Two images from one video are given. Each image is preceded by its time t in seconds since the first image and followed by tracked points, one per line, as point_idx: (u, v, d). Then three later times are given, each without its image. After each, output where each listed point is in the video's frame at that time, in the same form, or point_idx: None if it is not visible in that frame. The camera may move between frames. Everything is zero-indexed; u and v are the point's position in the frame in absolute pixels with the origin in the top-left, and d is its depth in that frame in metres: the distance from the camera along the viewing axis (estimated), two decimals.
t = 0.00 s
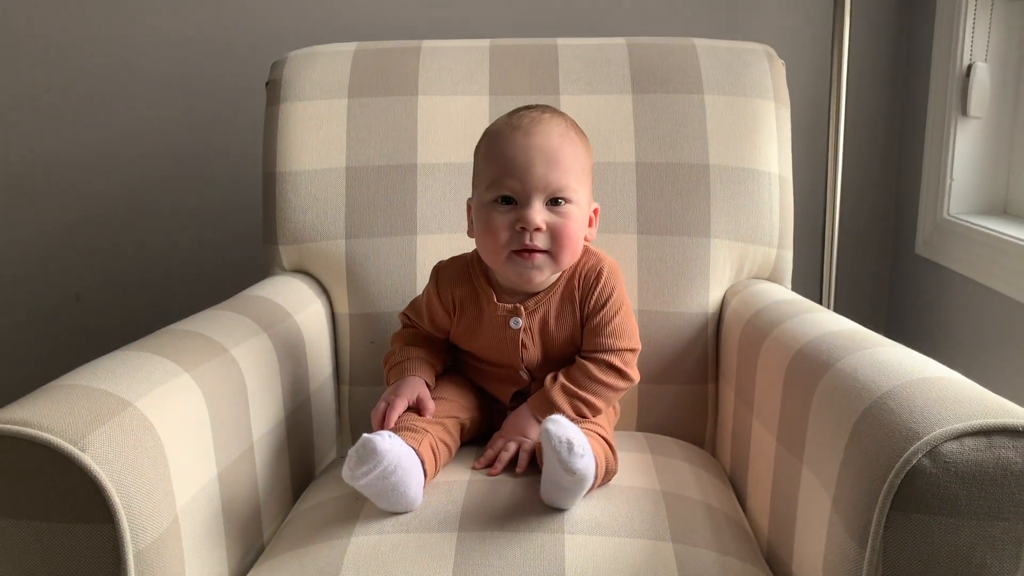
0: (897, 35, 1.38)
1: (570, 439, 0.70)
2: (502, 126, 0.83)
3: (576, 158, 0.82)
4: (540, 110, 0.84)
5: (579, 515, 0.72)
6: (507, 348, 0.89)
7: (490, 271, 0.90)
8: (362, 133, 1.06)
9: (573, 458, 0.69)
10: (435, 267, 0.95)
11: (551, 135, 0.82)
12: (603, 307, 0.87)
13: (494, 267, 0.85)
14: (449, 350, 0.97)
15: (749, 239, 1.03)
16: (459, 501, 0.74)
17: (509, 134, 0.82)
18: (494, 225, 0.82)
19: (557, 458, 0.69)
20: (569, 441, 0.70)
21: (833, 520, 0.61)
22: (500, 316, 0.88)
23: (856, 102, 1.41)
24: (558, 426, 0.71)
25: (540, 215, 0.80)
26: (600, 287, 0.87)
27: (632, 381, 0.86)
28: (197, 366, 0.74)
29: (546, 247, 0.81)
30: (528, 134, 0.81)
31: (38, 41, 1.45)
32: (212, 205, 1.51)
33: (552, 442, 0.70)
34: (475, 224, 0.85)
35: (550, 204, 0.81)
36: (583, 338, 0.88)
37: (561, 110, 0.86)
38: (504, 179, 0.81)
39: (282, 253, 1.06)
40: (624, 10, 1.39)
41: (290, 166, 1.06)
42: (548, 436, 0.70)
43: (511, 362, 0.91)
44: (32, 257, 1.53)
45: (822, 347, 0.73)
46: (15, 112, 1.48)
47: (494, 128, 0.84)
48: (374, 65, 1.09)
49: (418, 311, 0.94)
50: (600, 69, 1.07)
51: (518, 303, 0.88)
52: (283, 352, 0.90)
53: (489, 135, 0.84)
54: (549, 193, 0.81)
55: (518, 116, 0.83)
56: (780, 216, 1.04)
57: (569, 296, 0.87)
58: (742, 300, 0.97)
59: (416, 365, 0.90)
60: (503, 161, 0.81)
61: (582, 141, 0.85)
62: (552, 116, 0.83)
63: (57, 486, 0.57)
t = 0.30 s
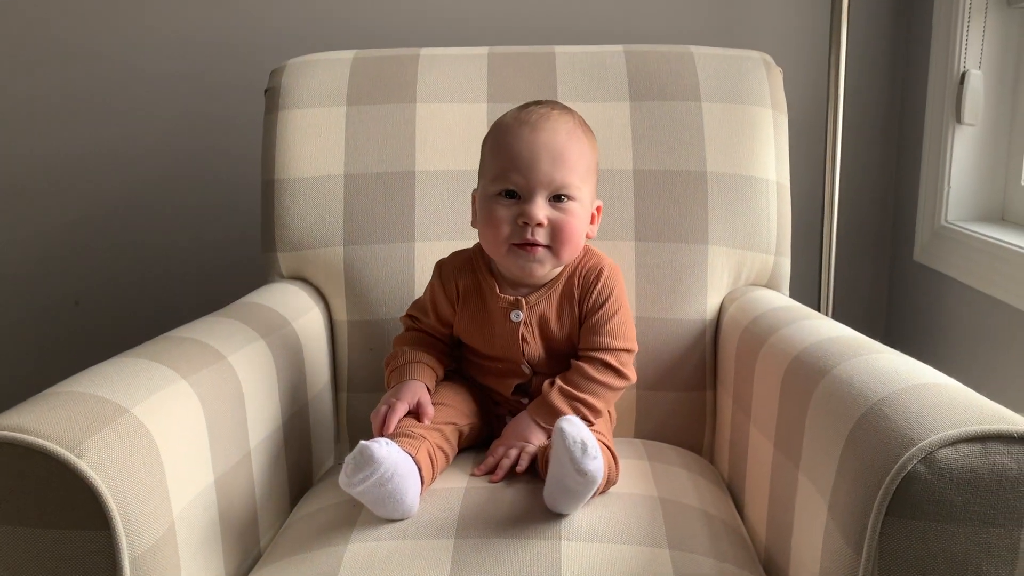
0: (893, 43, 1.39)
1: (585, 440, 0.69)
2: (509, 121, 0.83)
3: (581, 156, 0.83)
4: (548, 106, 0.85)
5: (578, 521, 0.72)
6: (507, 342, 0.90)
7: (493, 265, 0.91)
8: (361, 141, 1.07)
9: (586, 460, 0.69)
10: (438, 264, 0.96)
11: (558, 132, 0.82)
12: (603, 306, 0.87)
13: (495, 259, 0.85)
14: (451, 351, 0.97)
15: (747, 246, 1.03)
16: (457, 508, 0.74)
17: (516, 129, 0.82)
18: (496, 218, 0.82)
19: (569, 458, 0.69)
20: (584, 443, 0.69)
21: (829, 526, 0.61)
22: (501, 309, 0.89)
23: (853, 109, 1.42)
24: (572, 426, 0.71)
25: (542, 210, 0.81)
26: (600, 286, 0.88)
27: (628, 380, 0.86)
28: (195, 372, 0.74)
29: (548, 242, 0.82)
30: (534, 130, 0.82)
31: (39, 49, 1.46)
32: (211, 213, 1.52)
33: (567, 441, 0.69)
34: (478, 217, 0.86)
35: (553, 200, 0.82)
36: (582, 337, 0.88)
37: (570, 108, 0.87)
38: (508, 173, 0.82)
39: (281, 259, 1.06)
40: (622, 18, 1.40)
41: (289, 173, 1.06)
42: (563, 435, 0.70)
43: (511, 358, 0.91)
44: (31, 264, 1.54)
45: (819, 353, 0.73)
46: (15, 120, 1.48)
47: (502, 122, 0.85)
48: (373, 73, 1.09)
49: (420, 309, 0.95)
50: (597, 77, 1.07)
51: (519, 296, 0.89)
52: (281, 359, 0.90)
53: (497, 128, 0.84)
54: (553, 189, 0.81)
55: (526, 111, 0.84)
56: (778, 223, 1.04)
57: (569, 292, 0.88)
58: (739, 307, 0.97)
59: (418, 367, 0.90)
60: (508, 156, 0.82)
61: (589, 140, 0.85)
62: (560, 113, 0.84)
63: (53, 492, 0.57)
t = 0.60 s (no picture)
0: (892, 46, 1.39)
1: (572, 445, 0.69)
2: (483, 111, 0.84)
3: (554, 140, 0.83)
4: (521, 96, 0.86)
5: (575, 524, 0.72)
6: (494, 335, 0.90)
7: (476, 258, 0.92)
8: (360, 144, 1.07)
9: (576, 464, 0.69)
10: (425, 263, 0.97)
11: (530, 117, 0.83)
12: (584, 295, 0.88)
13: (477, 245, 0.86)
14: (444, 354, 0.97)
15: (745, 249, 1.03)
16: (453, 511, 0.74)
17: (489, 117, 0.83)
18: (475, 202, 0.83)
19: (558, 463, 0.69)
20: (572, 447, 0.69)
21: (826, 530, 0.61)
22: (485, 299, 0.89)
23: (852, 112, 1.42)
24: (559, 431, 0.70)
25: (518, 192, 0.81)
26: (581, 275, 0.88)
27: (613, 369, 0.86)
28: (192, 375, 0.74)
29: (526, 222, 0.82)
30: (506, 116, 0.82)
31: (39, 53, 1.46)
32: (212, 217, 1.52)
33: (555, 448, 0.69)
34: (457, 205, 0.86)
35: (529, 182, 0.82)
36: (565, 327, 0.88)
37: (539, 99, 0.88)
38: (483, 159, 0.82)
39: (280, 263, 1.06)
40: (621, 22, 1.40)
41: (288, 177, 1.06)
42: (550, 442, 0.70)
43: (502, 351, 0.91)
44: (32, 267, 1.54)
45: (816, 356, 0.73)
46: (15, 123, 1.49)
47: (476, 114, 0.86)
48: (372, 77, 1.09)
49: (411, 310, 0.96)
50: (596, 80, 1.08)
51: (501, 286, 0.89)
52: (279, 361, 0.90)
53: (471, 119, 0.85)
54: (528, 171, 0.82)
55: (499, 102, 0.85)
56: (776, 226, 1.04)
57: (551, 282, 0.89)
58: (737, 310, 0.97)
59: (412, 371, 0.90)
60: (482, 142, 0.82)
61: (561, 126, 0.86)
62: (531, 102, 0.85)
63: (50, 495, 0.57)
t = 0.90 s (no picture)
0: (893, 46, 1.39)
1: (573, 450, 0.69)
2: (482, 109, 0.84)
3: (554, 140, 0.83)
4: (522, 94, 0.85)
5: (576, 528, 0.71)
6: (490, 330, 0.90)
7: (475, 253, 0.92)
8: (360, 146, 1.07)
9: (576, 469, 0.69)
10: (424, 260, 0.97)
11: (529, 117, 0.82)
12: (580, 292, 0.87)
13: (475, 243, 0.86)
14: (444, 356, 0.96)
15: (746, 250, 1.03)
16: (454, 514, 0.74)
17: (488, 116, 0.82)
18: (472, 202, 0.82)
19: (558, 468, 0.69)
20: (572, 451, 0.69)
21: (828, 533, 0.60)
22: (481, 293, 0.89)
23: (853, 113, 1.41)
24: (559, 436, 0.70)
25: (517, 192, 0.81)
26: (578, 272, 0.88)
27: (605, 367, 0.86)
28: (192, 378, 0.74)
29: (524, 222, 0.82)
30: (506, 116, 0.82)
31: (40, 54, 1.47)
32: (212, 219, 1.52)
33: (555, 452, 0.69)
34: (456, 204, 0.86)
35: (527, 182, 0.82)
36: (559, 325, 0.88)
37: (541, 96, 0.87)
38: (482, 159, 0.82)
39: (280, 264, 1.06)
40: (622, 23, 1.40)
41: (288, 178, 1.06)
42: (550, 446, 0.70)
43: (498, 349, 0.91)
44: (33, 269, 1.54)
45: (818, 358, 0.73)
46: (17, 125, 1.49)
47: (475, 112, 0.85)
48: (373, 78, 1.09)
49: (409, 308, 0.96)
50: (597, 81, 1.07)
51: (498, 280, 0.89)
52: (280, 364, 0.90)
53: (470, 118, 0.85)
54: (527, 171, 0.81)
55: (499, 100, 0.84)
56: (777, 226, 1.04)
57: (547, 278, 0.88)
58: (739, 311, 0.97)
59: (413, 372, 0.90)
60: (482, 142, 0.82)
61: (562, 125, 0.85)
62: (532, 100, 0.84)
63: (50, 499, 0.57)
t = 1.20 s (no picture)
0: (897, 44, 1.38)
1: (576, 450, 0.69)
2: (498, 106, 0.83)
3: (571, 137, 0.83)
4: (535, 92, 0.85)
5: (577, 529, 0.71)
6: (495, 330, 0.89)
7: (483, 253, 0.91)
8: (360, 145, 1.06)
9: (580, 470, 0.68)
10: (432, 258, 0.97)
11: (548, 114, 0.82)
12: (588, 294, 0.87)
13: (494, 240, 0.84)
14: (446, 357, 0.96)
15: (748, 250, 1.02)
16: (455, 516, 0.74)
17: (507, 113, 0.82)
18: (495, 197, 0.81)
19: (561, 469, 0.69)
20: (575, 452, 0.69)
21: (832, 535, 0.60)
22: (489, 293, 0.88)
23: (856, 112, 1.41)
24: (562, 436, 0.70)
25: (541, 188, 0.80)
26: (586, 274, 0.88)
27: (608, 368, 0.85)
28: (191, 379, 0.73)
29: (548, 219, 0.81)
30: (526, 113, 0.81)
31: (40, 54, 1.46)
32: (212, 219, 1.52)
33: (558, 452, 0.69)
34: (473, 201, 0.85)
35: (549, 178, 0.81)
36: (564, 326, 0.87)
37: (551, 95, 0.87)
38: (504, 154, 0.81)
39: (280, 264, 1.06)
40: (623, 22, 1.39)
41: (288, 178, 1.06)
42: (554, 447, 0.69)
43: (503, 349, 0.91)
44: (32, 269, 1.54)
45: (821, 358, 0.72)
46: (16, 124, 1.49)
47: (489, 109, 0.84)
48: (373, 77, 1.09)
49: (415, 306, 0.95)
50: (598, 80, 1.07)
51: (507, 280, 0.88)
52: (280, 364, 0.89)
53: (486, 115, 0.84)
54: (549, 167, 0.81)
55: (514, 97, 0.83)
56: (779, 226, 1.03)
57: (556, 279, 0.88)
58: (741, 311, 0.97)
59: (415, 373, 0.89)
60: (503, 137, 0.81)
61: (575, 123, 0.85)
62: (546, 98, 0.84)
63: (47, 502, 0.57)
